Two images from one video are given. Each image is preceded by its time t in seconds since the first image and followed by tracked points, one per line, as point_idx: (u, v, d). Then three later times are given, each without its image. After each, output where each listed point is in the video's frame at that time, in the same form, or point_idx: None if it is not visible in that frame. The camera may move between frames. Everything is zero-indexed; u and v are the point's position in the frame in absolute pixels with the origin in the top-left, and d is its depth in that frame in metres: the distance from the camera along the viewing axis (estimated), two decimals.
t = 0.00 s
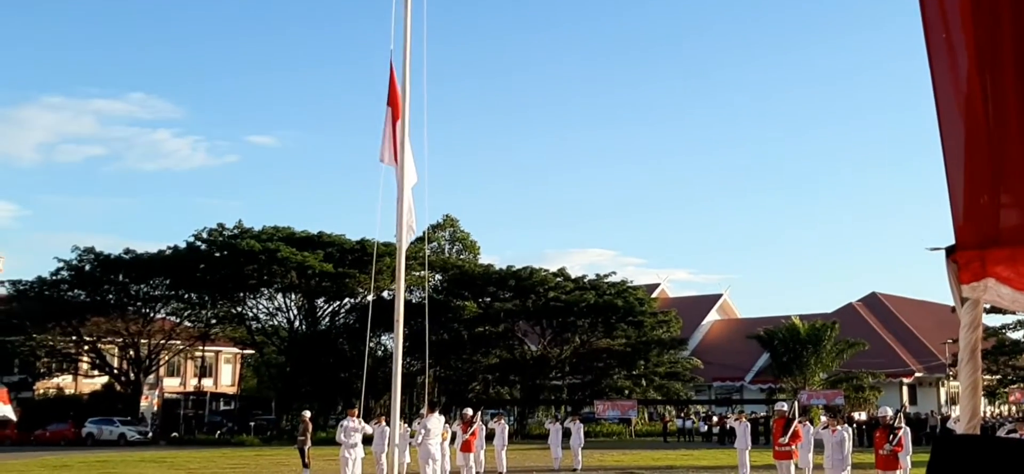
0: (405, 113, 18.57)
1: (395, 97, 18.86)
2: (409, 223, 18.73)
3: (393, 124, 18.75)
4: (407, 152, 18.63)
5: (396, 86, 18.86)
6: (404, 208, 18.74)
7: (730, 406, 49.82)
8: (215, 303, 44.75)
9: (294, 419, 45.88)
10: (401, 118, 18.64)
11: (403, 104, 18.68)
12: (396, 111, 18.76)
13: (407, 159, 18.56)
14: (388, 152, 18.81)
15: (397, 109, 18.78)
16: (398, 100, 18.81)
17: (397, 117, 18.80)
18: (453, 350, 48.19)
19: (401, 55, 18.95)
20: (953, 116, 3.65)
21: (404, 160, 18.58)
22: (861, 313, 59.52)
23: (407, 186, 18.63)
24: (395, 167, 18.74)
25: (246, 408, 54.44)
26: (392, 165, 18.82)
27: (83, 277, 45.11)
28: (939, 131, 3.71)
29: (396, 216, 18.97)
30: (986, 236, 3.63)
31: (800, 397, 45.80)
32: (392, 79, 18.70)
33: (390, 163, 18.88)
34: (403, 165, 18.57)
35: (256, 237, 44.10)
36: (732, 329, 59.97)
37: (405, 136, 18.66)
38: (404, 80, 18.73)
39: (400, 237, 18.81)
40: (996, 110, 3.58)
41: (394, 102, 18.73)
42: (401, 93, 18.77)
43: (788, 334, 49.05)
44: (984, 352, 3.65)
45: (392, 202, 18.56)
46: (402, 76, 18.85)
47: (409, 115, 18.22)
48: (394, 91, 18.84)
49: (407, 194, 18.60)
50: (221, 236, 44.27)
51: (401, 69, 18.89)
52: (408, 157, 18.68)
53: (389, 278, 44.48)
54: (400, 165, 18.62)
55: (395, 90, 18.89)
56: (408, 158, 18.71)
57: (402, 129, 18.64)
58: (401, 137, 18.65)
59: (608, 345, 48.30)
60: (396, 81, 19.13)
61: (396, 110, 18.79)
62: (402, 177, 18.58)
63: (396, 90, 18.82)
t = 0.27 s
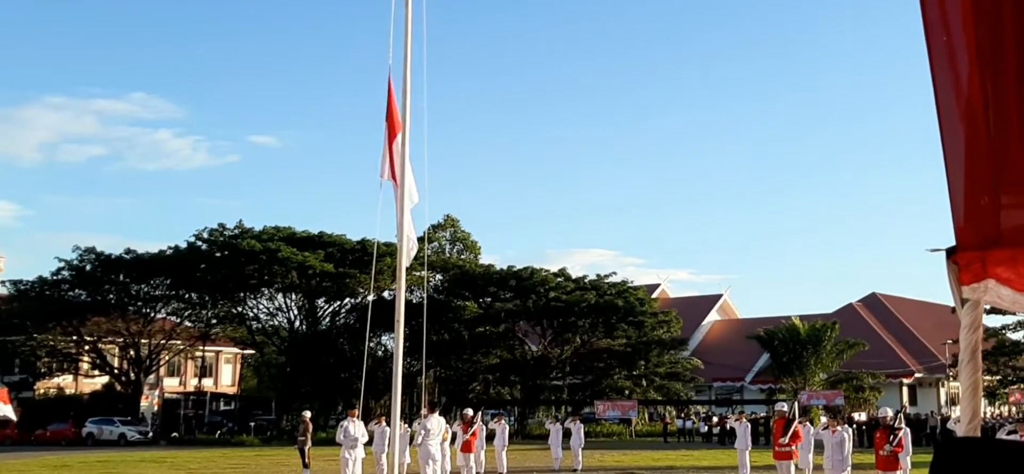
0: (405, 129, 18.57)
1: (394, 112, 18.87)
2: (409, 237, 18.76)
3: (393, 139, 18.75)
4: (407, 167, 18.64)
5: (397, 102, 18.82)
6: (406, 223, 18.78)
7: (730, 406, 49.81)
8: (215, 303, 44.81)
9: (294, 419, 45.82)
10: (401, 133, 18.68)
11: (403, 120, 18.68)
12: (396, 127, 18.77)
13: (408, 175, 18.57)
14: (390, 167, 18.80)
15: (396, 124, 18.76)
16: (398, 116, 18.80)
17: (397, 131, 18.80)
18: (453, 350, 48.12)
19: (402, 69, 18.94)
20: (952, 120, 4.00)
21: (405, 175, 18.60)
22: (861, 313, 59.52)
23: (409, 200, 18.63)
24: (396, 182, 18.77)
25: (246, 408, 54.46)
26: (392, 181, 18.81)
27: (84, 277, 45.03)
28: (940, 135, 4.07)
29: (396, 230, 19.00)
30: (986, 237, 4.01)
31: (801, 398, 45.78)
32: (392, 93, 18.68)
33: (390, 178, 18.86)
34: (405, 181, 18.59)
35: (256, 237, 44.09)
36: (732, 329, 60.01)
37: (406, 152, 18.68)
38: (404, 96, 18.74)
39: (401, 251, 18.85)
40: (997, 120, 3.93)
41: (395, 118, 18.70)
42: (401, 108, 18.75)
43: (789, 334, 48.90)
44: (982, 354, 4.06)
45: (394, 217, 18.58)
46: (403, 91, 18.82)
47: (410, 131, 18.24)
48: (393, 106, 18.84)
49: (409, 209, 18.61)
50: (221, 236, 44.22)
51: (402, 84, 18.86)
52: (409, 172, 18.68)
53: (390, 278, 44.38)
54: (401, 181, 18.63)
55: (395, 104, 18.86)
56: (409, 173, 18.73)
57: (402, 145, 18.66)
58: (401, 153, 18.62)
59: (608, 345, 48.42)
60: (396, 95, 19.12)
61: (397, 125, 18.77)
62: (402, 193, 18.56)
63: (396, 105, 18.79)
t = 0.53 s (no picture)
0: (404, 132, 18.77)
1: (396, 115, 19.07)
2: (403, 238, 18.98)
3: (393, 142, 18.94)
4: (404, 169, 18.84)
5: (398, 105, 19.05)
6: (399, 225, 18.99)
7: (730, 403, 49.98)
8: (216, 299, 45.10)
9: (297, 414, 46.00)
10: (402, 136, 18.88)
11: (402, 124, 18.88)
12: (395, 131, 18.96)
13: (404, 177, 18.76)
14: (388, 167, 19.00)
15: (396, 128, 18.98)
16: (398, 119, 19.03)
17: (397, 134, 19.00)
18: (456, 346, 48.67)
19: (404, 73, 19.13)
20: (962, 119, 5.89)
21: (402, 179, 18.80)
22: (862, 311, 59.77)
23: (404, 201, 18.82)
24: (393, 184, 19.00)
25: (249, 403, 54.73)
26: (389, 181, 19.01)
27: (84, 273, 45.72)
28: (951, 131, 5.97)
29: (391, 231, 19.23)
30: (990, 235, 6.08)
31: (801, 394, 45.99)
32: (394, 97, 18.91)
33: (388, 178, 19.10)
34: (402, 184, 18.80)
35: (256, 233, 44.37)
36: (733, 327, 60.43)
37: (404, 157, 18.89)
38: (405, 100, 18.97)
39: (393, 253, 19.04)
40: (998, 110, 5.80)
41: (395, 120, 18.92)
42: (400, 112, 18.99)
43: (789, 332, 49.28)
44: (982, 340, 6.34)
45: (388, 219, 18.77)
46: (403, 95, 19.03)
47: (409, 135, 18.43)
48: (395, 109, 19.04)
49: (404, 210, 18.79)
50: (221, 232, 44.46)
51: (403, 88, 19.06)
52: (407, 174, 18.88)
53: (391, 275, 44.60)
54: (398, 183, 18.86)
55: (397, 108, 19.08)
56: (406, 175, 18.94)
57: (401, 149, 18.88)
58: (400, 157, 18.84)
59: (609, 342, 48.67)
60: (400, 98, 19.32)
61: (396, 128, 18.93)
62: (400, 195, 18.78)
63: (396, 109, 19.03)
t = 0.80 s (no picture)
0: (411, 133, 18.60)
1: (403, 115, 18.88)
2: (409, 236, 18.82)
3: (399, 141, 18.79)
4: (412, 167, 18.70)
5: (404, 105, 18.83)
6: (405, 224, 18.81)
7: (734, 401, 49.64)
8: (220, 296, 44.97)
9: (299, 411, 45.96)
10: (407, 137, 18.72)
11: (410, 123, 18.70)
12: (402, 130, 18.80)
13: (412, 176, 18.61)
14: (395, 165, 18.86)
15: (403, 127, 18.84)
16: (405, 120, 18.84)
17: (403, 134, 18.84)
18: (457, 344, 48.10)
19: (411, 73, 18.98)
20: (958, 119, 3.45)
21: (410, 177, 18.64)
22: (867, 308, 59.50)
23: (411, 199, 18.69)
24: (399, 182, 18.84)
25: (251, 400, 54.74)
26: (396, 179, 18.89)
27: (89, 269, 45.05)
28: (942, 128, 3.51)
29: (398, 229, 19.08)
30: (990, 233, 3.44)
31: (805, 393, 45.72)
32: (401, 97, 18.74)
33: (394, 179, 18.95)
34: (409, 182, 18.63)
35: (261, 230, 44.21)
36: (737, 324, 60.21)
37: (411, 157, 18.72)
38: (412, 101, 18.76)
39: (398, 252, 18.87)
40: (1004, 103, 3.38)
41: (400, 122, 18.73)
42: (408, 111, 18.78)
43: (793, 330, 49.12)
44: (990, 350, 3.54)
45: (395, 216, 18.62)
46: (410, 95, 18.82)
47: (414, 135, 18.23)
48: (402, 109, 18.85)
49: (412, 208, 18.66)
50: (226, 229, 44.40)
51: (409, 88, 18.86)
52: (413, 176, 18.71)
53: (395, 272, 44.53)
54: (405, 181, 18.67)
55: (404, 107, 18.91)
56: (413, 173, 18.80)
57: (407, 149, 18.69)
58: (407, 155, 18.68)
59: (613, 339, 48.39)
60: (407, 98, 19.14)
61: (405, 126, 18.80)
62: (405, 195, 18.62)
63: (404, 108, 18.83)
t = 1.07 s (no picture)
0: (415, 123, 18.46)
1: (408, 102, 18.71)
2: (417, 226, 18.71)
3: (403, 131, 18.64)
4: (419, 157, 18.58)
5: (409, 95, 18.66)
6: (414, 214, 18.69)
7: (740, 397, 49.31)
8: (224, 290, 44.70)
9: (304, 406, 45.82)
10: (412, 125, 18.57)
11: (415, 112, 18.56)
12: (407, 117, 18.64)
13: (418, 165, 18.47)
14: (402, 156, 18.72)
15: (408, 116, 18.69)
16: (411, 110, 18.70)
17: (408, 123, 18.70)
18: (463, 339, 48.04)
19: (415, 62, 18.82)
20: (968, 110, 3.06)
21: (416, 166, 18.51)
22: (874, 304, 59.23)
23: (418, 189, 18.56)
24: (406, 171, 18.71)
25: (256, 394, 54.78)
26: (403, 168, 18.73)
27: (93, 263, 45.01)
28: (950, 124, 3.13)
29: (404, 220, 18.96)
30: (1001, 230, 3.11)
31: (811, 389, 45.49)
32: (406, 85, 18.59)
33: (401, 167, 18.80)
34: (416, 171, 18.49)
35: (265, 224, 44.16)
36: (743, 319, 59.93)
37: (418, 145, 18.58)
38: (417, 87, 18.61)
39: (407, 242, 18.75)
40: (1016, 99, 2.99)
41: (406, 111, 18.54)
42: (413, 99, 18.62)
43: (799, 325, 48.80)
44: (999, 347, 3.26)
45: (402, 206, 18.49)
46: (415, 86, 18.67)
47: (419, 124, 18.08)
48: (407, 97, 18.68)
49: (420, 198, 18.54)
50: (231, 223, 44.35)
51: (414, 78, 18.71)
52: (419, 166, 18.55)
53: (399, 267, 44.44)
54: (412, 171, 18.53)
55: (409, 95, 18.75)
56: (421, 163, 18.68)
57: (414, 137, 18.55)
58: (413, 144, 18.53)
59: (617, 335, 48.14)
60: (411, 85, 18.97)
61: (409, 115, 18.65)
62: (412, 183, 18.47)
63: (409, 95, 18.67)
